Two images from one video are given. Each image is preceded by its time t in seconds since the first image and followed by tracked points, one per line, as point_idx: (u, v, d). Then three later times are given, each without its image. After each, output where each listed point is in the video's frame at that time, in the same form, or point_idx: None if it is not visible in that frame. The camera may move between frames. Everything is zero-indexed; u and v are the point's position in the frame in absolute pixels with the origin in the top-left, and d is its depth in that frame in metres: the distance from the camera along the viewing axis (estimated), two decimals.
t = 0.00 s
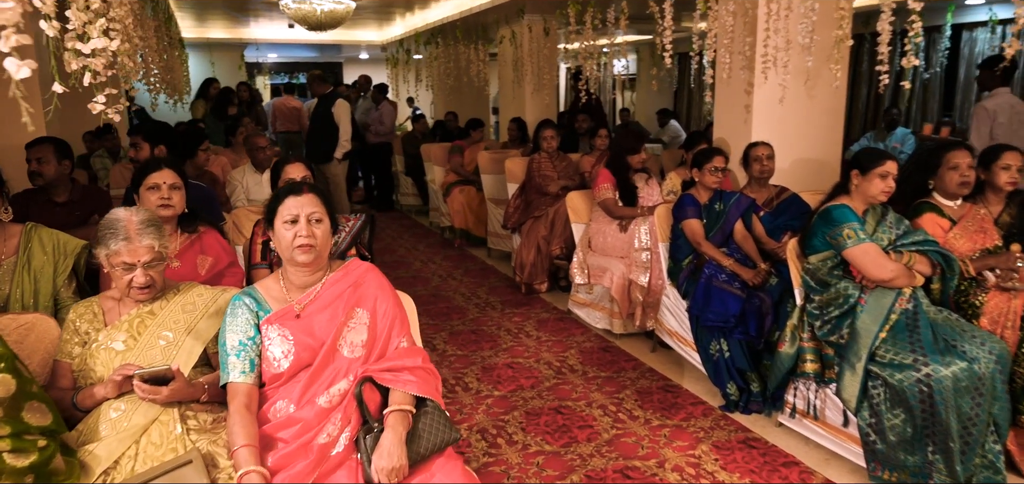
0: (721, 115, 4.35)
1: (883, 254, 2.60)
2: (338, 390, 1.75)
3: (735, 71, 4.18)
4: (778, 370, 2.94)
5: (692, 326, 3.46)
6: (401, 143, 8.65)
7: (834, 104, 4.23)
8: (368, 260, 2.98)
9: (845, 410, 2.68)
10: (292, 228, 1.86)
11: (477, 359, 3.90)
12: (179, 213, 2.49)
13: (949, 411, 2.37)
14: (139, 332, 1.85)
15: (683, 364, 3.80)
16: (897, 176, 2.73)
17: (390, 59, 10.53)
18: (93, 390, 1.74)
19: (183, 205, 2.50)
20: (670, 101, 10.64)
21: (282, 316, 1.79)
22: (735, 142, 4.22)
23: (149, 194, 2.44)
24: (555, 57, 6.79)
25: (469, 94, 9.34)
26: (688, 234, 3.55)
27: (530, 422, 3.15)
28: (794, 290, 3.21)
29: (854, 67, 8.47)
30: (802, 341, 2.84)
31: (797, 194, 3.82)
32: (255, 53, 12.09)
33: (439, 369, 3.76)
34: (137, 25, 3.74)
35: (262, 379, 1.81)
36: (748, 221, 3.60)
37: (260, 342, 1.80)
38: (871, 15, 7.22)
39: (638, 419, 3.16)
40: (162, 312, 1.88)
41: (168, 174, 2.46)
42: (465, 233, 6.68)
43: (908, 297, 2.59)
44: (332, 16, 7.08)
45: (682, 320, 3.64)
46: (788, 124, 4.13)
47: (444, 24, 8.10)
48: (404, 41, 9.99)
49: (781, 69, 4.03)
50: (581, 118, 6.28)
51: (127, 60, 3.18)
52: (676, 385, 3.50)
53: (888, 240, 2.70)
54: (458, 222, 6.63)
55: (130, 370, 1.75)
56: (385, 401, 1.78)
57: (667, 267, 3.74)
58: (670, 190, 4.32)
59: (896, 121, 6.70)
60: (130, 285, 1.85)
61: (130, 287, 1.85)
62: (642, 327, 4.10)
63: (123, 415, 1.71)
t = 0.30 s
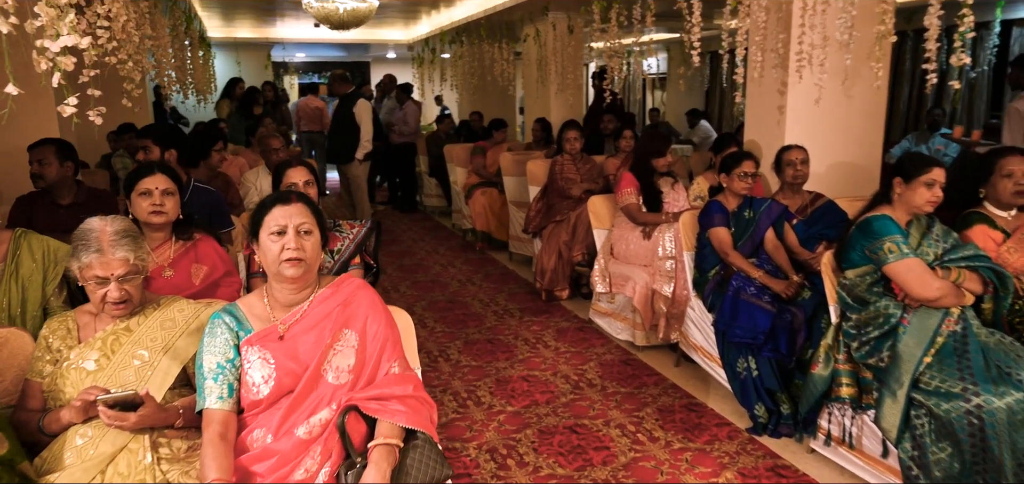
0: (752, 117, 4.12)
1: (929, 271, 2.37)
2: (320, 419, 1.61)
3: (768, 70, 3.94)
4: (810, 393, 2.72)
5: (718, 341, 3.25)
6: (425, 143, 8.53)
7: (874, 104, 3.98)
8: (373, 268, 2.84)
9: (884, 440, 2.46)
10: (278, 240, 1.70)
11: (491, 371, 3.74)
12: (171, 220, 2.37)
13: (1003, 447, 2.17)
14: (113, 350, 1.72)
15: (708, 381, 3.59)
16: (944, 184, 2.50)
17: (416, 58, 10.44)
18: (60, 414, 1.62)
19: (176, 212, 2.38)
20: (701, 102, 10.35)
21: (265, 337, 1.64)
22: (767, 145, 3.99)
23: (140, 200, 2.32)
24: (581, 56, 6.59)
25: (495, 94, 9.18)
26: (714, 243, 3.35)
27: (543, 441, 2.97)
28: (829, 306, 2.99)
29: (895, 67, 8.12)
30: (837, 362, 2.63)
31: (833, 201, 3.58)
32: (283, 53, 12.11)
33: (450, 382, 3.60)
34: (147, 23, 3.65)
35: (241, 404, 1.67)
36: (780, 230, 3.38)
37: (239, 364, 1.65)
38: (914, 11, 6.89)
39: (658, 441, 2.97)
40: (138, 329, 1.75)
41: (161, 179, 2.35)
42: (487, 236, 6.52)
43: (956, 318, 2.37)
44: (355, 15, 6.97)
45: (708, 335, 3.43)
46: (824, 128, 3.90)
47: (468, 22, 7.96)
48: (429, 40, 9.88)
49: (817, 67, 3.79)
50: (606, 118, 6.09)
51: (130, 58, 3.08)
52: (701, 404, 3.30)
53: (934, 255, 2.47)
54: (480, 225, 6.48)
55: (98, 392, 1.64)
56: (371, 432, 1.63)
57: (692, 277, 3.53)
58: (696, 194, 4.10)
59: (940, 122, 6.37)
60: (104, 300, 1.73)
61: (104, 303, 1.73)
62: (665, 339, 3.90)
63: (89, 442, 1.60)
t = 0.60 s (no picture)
0: (782, 120, 3.89)
1: (976, 293, 2.16)
2: (292, 456, 1.47)
3: (799, 70, 3.72)
4: (840, 422, 2.48)
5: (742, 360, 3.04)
6: (446, 144, 8.40)
7: (912, 106, 3.73)
8: (375, 279, 2.70)
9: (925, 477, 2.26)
10: (254, 259, 1.53)
11: (502, 385, 3.58)
12: (160, 229, 2.25)
13: None
14: (79, 373, 1.60)
15: (732, 400, 3.39)
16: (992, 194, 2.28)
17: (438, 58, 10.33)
18: (18, 443, 1.51)
19: (166, 220, 2.26)
20: (730, 102, 10.07)
21: (237, 367, 1.50)
22: (798, 150, 3.76)
23: (127, 209, 2.21)
24: (605, 55, 6.39)
25: (517, 94, 9.02)
26: (739, 254, 3.13)
27: (553, 464, 2.81)
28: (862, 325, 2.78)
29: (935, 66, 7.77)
30: (872, 388, 2.41)
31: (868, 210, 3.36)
32: (307, 53, 12.09)
33: (460, 396, 3.44)
34: (152, 23, 3.56)
35: (209, 438, 1.52)
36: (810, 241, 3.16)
37: (208, 394, 1.51)
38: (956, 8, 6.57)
39: (676, 467, 2.78)
40: (106, 351, 1.62)
41: (148, 186, 2.23)
42: (506, 241, 6.36)
43: (1007, 344, 2.14)
44: (375, 14, 6.82)
45: (733, 353, 3.22)
46: (859, 131, 3.67)
47: (490, 21, 7.81)
48: (452, 40, 9.76)
49: (852, 67, 3.56)
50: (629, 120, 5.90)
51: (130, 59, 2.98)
52: (723, 426, 3.10)
53: (981, 275, 2.26)
54: (499, 229, 6.32)
55: (57, 416, 1.54)
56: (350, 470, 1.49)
57: (715, 290, 3.32)
58: (722, 201, 3.89)
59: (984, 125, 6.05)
60: (70, 320, 1.61)
61: (69, 322, 1.61)
62: (687, 353, 3.70)
63: (45, 475, 1.48)
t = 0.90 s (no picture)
0: (814, 126, 3.65)
1: None
2: None
3: (834, 72, 3.48)
4: (872, 460, 2.26)
5: (767, 384, 2.83)
6: (468, 146, 8.26)
7: (956, 109, 3.48)
8: (373, 293, 2.55)
9: None
10: (214, 286, 1.38)
11: (513, 402, 3.41)
12: (142, 241, 2.13)
13: None
14: (30, 404, 1.48)
15: (757, 423, 3.19)
16: None
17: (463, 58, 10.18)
18: None
19: (147, 233, 2.14)
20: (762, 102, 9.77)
21: (196, 406, 1.37)
22: (831, 156, 3.53)
23: (106, 220, 2.10)
24: (630, 55, 6.18)
25: (541, 95, 8.85)
26: (766, 269, 2.91)
27: None
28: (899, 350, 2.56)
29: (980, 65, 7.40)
30: (910, 425, 2.19)
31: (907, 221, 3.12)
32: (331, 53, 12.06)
33: (467, 414, 3.29)
34: (156, 24, 3.46)
35: None
36: (844, 256, 2.93)
37: (164, 435, 1.37)
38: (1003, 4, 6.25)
39: None
40: (60, 381, 1.50)
41: (129, 196, 2.11)
42: (526, 246, 6.18)
43: None
44: (395, 14, 6.72)
45: (758, 375, 3.00)
46: (898, 137, 3.43)
47: (513, 20, 7.64)
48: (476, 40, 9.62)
49: (890, 69, 3.32)
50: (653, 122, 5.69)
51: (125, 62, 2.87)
52: (746, 454, 2.89)
53: None
54: (519, 233, 6.16)
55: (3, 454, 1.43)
56: None
57: (740, 307, 3.11)
58: (748, 209, 3.66)
59: None
60: (23, 345, 1.51)
61: (23, 348, 1.51)
62: (709, 371, 3.49)
63: None
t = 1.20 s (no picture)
0: (846, 132, 3.41)
1: None
2: None
3: (869, 75, 3.24)
4: None
5: (791, 413, 2.62)
6: (488, 149, 8.10)
7: (1003, 115, 3.22)
8: (367, 311, 2.40)
9: None
10: (153, 320, 1.25)
11: (521, 423, 3.23)
12: (116, 256, 2.01)
13: None
14: None
15: (781, 451, 2.97)
16: None
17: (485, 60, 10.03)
18: None
19: (120, 248, 2.02)
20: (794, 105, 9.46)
21: (134, 455, 1.24)
22: (864, 165, 3.29)
23: (78, 234, 1.98)
24: (652, 56, 5.97)
25: (564, 97, 8.66)
26: (792, 288, 2.69)
27: None
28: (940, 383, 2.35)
29: None
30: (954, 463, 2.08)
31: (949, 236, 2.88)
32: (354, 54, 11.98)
33: (472, 435, 3.12)
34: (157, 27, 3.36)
35: None
36: (878, 274, 2.70)
37: None
38: None
39: None
40: None
41: (101, 209, 1.99)
42: (544, 253, 6.00)
43: None
44: (414, 15, 6.59)
45: (783, 402, 2.77)
46: (938, 145, 3.18)
47: (534, 21, 7.47)
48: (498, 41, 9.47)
49: (931, 71, 3.07)
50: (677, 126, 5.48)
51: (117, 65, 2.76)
52: None
53: None
54: (537, 240, 5.98)
55: None
56: None
57: (763, 327, 2.89)
58: (774, 220, 3.44)
59: None
60: None
61: None
62: (730, 394, 3.28)
63: None
